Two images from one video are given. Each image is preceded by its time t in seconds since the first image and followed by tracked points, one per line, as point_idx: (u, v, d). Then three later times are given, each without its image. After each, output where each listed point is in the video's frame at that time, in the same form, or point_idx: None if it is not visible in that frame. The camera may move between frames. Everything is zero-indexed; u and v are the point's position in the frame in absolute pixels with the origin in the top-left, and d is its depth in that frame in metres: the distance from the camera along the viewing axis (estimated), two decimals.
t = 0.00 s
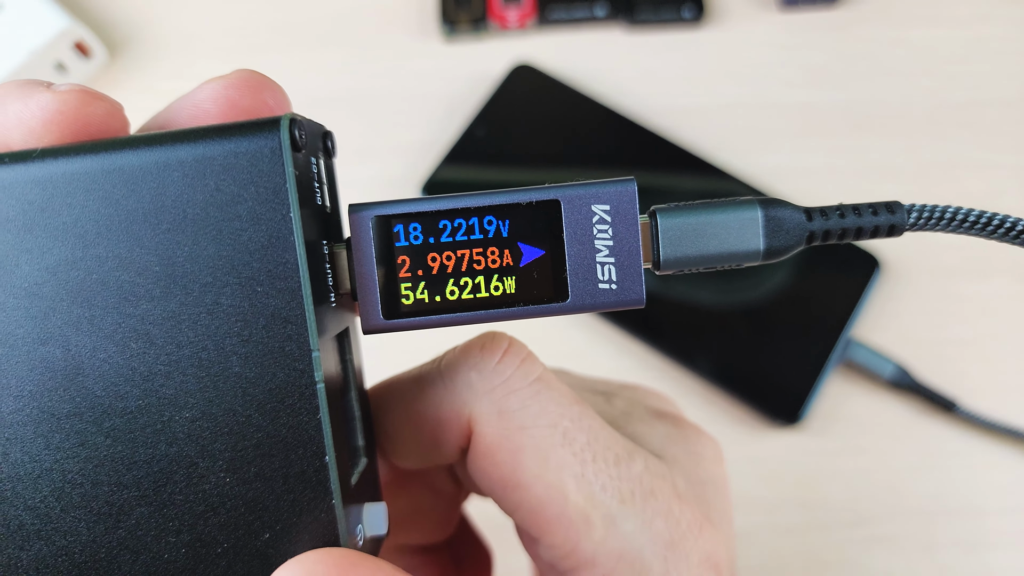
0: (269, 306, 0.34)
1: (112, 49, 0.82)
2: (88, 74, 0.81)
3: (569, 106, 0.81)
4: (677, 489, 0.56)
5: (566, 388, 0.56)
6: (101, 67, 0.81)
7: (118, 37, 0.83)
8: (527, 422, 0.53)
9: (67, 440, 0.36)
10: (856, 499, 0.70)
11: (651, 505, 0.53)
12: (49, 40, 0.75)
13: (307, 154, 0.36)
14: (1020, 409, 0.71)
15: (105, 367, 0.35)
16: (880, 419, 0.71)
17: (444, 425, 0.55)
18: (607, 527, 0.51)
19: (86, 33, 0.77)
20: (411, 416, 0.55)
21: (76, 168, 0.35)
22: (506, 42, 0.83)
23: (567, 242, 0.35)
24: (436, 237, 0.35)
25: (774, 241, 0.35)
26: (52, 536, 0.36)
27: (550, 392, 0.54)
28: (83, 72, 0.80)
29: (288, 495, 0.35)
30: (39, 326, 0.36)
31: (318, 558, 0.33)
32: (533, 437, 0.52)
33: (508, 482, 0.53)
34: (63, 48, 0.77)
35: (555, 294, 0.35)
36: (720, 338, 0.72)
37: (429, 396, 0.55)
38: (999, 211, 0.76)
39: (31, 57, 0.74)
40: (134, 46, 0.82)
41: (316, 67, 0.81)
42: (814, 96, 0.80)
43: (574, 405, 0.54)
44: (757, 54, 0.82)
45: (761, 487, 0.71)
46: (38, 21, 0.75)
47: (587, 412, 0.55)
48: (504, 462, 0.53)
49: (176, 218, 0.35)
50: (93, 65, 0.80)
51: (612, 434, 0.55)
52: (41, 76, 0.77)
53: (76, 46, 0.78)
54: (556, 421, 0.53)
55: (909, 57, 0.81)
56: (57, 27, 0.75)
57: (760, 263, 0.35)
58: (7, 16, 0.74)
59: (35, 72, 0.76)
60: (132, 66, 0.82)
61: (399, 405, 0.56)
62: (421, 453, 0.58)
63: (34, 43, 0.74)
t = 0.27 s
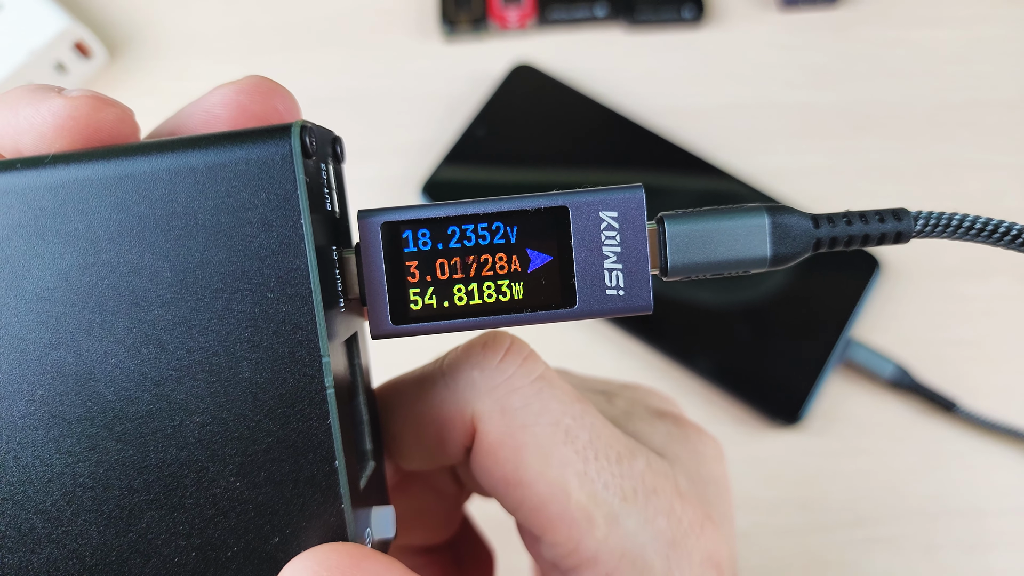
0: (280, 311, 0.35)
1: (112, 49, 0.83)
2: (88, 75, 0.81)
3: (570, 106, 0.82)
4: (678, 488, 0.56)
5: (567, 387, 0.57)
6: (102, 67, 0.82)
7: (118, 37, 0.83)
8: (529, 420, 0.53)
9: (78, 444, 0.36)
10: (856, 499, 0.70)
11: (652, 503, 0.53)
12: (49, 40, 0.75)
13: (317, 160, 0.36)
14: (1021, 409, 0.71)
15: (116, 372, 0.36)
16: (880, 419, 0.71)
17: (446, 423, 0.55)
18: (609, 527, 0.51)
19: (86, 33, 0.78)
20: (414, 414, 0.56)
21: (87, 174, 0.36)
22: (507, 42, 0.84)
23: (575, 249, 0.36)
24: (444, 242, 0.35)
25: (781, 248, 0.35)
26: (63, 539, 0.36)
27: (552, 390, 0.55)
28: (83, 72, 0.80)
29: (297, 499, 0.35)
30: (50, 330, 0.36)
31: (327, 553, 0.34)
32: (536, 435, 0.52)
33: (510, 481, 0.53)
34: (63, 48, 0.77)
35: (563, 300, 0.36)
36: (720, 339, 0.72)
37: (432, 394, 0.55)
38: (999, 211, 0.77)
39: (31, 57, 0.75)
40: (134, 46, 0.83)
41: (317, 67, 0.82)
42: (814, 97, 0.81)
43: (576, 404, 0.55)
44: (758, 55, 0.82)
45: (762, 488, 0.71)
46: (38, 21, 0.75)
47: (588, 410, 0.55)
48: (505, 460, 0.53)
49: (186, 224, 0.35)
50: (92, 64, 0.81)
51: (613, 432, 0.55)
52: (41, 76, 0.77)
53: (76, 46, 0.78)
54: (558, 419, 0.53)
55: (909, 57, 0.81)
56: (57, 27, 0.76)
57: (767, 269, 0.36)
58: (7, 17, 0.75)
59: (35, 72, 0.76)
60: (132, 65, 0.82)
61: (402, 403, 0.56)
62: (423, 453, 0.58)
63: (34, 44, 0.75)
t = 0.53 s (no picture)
0: (283, 313, 0.35)
1: (113, 49, 0.83)
2: (89, 75, 0.81)
3: (570, 106, 0.82)
4: (677, 485, 0.57)
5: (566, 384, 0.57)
6: (102, 67, 0.82)
7: (119, 37, 0.83)
8: (529, 418, 0.53)
9: (81, 445, 0.36)
10: (855, 499, 0.70)
11: (652, 501, 0.53)
12: (50, 41, 0.76)
13: (319, 162, 0.36)
14: (1020, 409, 0.71)
15: (119, 373, 0.36)
16: (879, 419, 0.71)
17: (447, 423, 0.55)
18: (609, 524, 0.51)
19: (87, 34, 0.78)
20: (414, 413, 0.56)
21: (90, 176, 0.36)
22: (507, 43, 0.84)
23: (576, 251, 0.36)
24: (447, 244, 0.35)
25: (782, 250, 0.35)
26: (65, 540, 0.36)
27: (552, 388, 0.55)
28: (84, 73, 0.80)
29: (300, 500, 0.35)
30: (53, 332, 0.36)
31: (330, 549, 0.34)
32: (535, 433, 0.53)
33: (510, 479, 0.53)
34: (64, 48, 0.77)
35: (564, 302, 0.36)
36: (720, 339, 0.72)
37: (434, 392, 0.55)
38: (998, 212, 0.77)
39: (32, 58, 0.75)
40: (135, 46, 0.83)
41: (318, 68, 0.82)
42: (813, 97, 0.81)
43: (575, 402, 0.55)
44: (757, 56, 0.82)
45: (761, 487, 0.71)
46: (39, 22, 0.75)
47: (588, 408, 0.55)
48: (505, 458, 0.53)
49: (189, 226, 0.35)
50: (94, 65, 0.81)
51: (613, 430, 0.55)
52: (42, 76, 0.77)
53: (77, 47, 0.78)
54: (558, 417, 0.53)
55: (908, 58, 0.81)
56: (59, 28, 0.76)
57: (767, 271, 0.36)
58: (8, 17, 0.75)
59: (37, 73, 0.76)
60: (132, 65, 0.82)
61: (403, 402, 0.56)
62: (424, 452, 0.58)
63: (36, 45, 0.75)
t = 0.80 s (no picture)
0: (284, 314, 0.35)
1: (113, 49, 0.83)
2: (89, 75, 0.81)
3: (569, 106, 0.82)
4: (677, 484, 0.57)
5: (566, 383, 0.57)
6: (103, 67, 0.82)
7: (119, 38, 0.83)
8: (528, 417, 0.53)
9: (82, 445, 0.36)
10: (855, 498, 0.70)
11: (652, 500, 0.53)
12: (50, 41, 0.76)
13: (320, 163, 0.36)
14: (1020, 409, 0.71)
15: (120, 374, 0.36)
16: (879, 419, 0.71)
17: (447, 423, 0.55)
18: (609, 523, 0.51)
19: (87, 34, 0.78)
20: (414, 413, 0.56)
21: (90, 177, 0.36)
22: (507, 43, 0.84)
23: (577, 251, 0.36)
24: (447, 244, 0.35)
25: (782, 250, 0.35)
26: (67, 540, 0.36)
27: (551, 387, 0.54)
28: (84, 73, 0.80)
29: (301, 501, 0.35)
30: (54, 332, 0.36)
31: (331, 548, 0.34)
32: (536, 432, 0.52)
33: (509, 479, 0.53)
34: (64, 48, 0.77)
35: (564, 301, 0.36)
36: (719, 338, 0.73)
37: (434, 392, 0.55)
38: (998, 211, 0.77)
39: (33, 58, 0.75)
40: (135, 46, 0.83)
41: (318, 68, 0.82)
42: (813, 97, 0.81)
43: (574, 401, 0.55)
44: (757, 56, 0.82)
45: (761, 487, 0.71)
46: (40, 21, 0.75)
47: (587, 407, 0.55)
48: (505, 458, 0.53)
49: (189, 227, 0.35)
50: (94, 65, 0.81)
51: (612, 429, 0.55)
52: (43, 76, 0.77)
53: (77, 47, 0.78)
54: (557, 416, 0.53)
55: (908, 57, 0.82)
56: (59, 28, 0.76)
57: (767, 271, 0.36)
58: (9, 18, 0.75)
59: (37, 73, 0.76)
60: (132, 65, 0.82)
61: (403, 402, 0.56)
62: (425, 451, 0.58)
63: (36, 45, 0.75)
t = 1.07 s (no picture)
0: (284, 315, 0.35)
1: (113, 49, 0.83)
2: (89, 75, 0.81)
3: (569, 106, 0.82)
4: (679, 483, 0.57)
5: (566, 382, 0.57)
6: (103, 67, 0.82)
7: (119, 37, 0.83)
8: (529, 416, 0.53)
9: (83, 445, 0.36)
10: (855, 498, 0.70)
11: (653, 499, 0.53)
12: (51, 41, 0.76)
13: (321, 164, 0.36)
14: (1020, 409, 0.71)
15: (121, 375, 0.36)
16: (878, 419, 0.71)
17: (447, 423, 0.55)
18: (610, 523, 0.51)
19: (87, 34, 0.78)
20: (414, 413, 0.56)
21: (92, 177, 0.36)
22: (507, 43, 0.84)
23: (578, 252, 0.36)
24: (449, 245, 0.35)
25: (784, 251, 0.35)
26: (68, 540, 0.36)
27: (551, 386, 0.54)
28: (84, 73, 0.80)
29: (301, 502, 0.35)
30: (55, 332, 0.36)
31: (332, 547, 0.34)
32: (536, 432, 0.52)
33: (510, 478, 0.53)
34: (65, 48, 0.77)
35: (566, 303, 0.36)
36: (719, 339, 0.72)
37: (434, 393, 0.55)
38: (997, 212, 0.77)
39: (33, 58, 0.75)
40: (134, 46, 0.83)
41: (318, 68, 0.82)
42: (813, 97, 0.81)
43: (575, 400, 0.55)
44: (756, 56, 0.82)
45: (761, 487, 0.71)
46: (40, 21, 0.75)
47: (588, 406, 0.55)
48: (506, 457, 0.53)
49: (191, 227, 0.35)
50: (94, 65, 0.81)
51: (613, 428, 0.55)
52: (43, 76, 0.77)
53: (78, 47, 0.78)
54: (558, 416, 0.53)
55: (907, 58, 0.82)
56: (59, 28, 0.76)
57: (769, 272, 0.36)
58: (9, 18, 0.75)
59: (37, 73, 0.76)
60: (132, 65, 0.82)
61: (403, 402, 0.56)
62: (425, 451, 0.58)
63: (37, 44, 0.75)
